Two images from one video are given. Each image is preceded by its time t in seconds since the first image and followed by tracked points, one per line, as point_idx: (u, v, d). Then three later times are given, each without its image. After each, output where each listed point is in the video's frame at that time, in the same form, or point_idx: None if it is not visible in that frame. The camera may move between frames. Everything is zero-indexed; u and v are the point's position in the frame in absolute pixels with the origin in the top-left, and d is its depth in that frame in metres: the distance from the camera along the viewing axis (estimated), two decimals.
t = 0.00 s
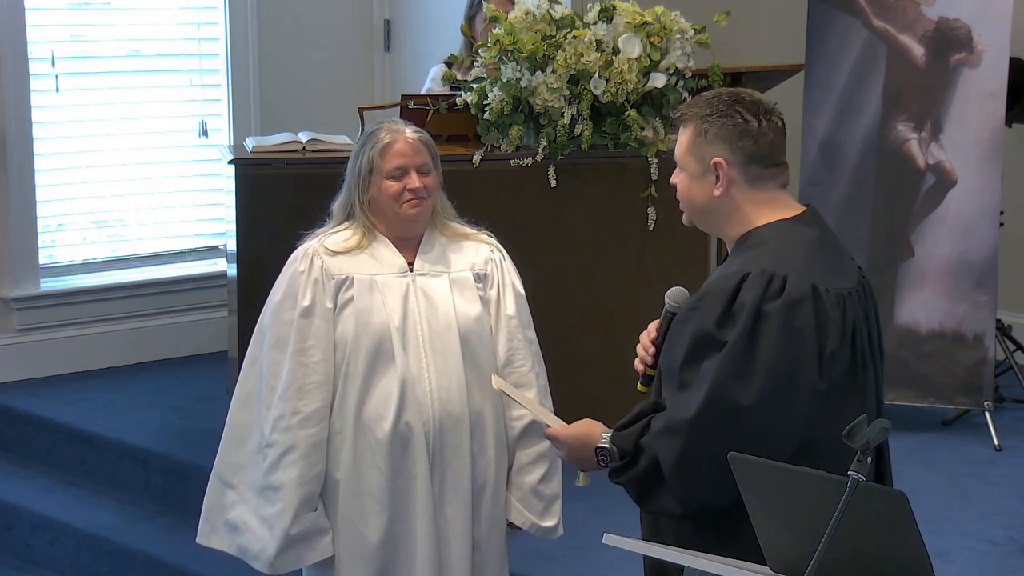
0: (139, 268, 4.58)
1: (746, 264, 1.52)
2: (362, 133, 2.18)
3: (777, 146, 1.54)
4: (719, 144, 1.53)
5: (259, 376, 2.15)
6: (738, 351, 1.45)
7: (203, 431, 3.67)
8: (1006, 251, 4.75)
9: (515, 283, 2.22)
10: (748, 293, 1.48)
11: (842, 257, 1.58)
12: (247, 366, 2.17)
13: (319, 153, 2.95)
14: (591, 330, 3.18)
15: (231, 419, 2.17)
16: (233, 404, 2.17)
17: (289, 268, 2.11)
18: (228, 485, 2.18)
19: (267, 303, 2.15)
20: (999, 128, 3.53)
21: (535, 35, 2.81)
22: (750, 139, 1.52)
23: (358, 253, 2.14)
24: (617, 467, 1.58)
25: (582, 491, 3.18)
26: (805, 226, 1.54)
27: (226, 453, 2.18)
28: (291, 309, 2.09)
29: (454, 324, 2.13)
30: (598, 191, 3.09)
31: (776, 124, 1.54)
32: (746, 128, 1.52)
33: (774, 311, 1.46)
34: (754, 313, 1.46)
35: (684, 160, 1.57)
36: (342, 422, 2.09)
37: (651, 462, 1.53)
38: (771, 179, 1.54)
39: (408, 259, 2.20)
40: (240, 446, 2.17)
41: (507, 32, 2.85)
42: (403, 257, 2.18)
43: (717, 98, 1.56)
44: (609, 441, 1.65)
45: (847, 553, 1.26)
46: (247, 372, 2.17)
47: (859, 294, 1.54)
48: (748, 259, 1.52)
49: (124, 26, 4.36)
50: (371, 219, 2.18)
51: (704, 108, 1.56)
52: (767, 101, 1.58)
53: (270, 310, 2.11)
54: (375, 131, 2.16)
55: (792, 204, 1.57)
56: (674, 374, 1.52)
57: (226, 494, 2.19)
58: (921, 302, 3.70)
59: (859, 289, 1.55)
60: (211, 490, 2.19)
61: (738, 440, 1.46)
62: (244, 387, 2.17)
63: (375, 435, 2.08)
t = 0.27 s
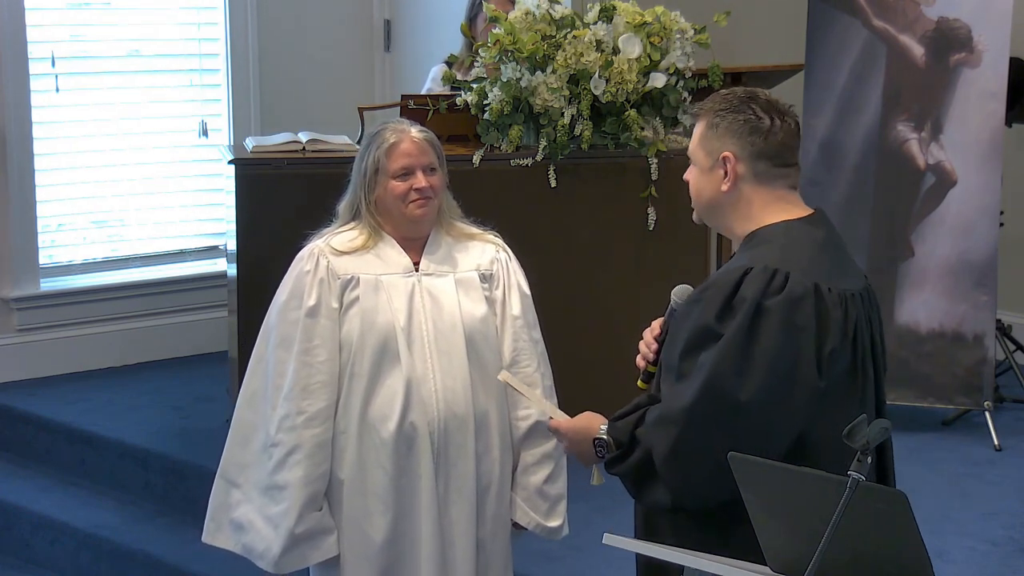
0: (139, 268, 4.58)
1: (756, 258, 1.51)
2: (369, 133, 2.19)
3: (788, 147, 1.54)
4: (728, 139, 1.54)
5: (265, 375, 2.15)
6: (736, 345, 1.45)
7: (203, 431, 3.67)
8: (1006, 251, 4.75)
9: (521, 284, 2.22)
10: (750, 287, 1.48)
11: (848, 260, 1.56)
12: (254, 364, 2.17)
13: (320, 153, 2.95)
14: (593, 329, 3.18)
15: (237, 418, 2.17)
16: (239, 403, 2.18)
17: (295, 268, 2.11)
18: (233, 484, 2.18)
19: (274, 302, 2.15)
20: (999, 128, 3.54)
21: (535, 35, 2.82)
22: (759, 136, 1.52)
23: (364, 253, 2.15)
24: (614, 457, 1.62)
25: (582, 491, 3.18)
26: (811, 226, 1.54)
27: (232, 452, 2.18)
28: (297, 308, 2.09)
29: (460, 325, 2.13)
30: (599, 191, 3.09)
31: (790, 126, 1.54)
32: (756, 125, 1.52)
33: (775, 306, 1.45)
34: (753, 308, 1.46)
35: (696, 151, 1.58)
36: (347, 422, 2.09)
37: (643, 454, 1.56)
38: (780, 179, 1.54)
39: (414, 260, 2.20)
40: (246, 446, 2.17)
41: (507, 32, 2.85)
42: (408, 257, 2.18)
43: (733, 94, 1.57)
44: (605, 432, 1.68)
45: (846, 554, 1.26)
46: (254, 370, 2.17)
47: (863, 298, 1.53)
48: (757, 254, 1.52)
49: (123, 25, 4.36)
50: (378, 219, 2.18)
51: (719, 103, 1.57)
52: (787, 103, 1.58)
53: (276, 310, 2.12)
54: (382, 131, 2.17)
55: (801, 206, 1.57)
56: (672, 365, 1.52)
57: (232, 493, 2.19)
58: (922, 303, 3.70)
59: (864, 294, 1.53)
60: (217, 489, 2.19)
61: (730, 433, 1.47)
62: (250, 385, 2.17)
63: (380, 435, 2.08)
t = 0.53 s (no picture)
0: (139, 267, 4.58)
1: (759, 253, 1.52)
2: (372, 132, 2.19)
3: (795, 146, 1.53)
4: (733, 135, 1.54)
5: (268, 373, 2.15)
6: (720, 338, 1.45)
7: (203, 430, 3.67)
8: (1006, 251, 4.75)
9: (524, 285, 2.22)
10: (737, 279, 1.49)
11: (846, 261, 1.55)
12: (257, 361, 2.17)
13: (320, 153, 2.95)
14: (592, 329, 3.18)
15: (241, 416, 2.18)
16: (242, 400, 2.18)
17: (298, 266, 2.12)
18: (237, 482, 2.18)
19: (276, 301, 2.15)
20: (999, 128, 3.54)
21: (536, 35, 2.82)
22: (764, 134, 1.52)
23: (368, 253, 2.14)
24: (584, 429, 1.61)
25: (582, 491, 3.18)
26: (813, 224, 1.54)
27: (235, 449, 2.18)
28: (299, 306, 2.09)
29: (462, 326, 2.13)
30: (598, 192, 3.09)
31: (799, 125, 1.53)
32: (762, 122, 1.52)
33: (763, 299, 1.47)
34: (739, 300, 1.47)
35: (704, 145, 1.59)
36: (347, 421, 2.09)
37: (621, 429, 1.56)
38: (784, 177, 1.54)
39: (416, 259, 2.20)
40: (248, 444, 2.17)
41: (507, 32, 2.85)
42: (411, 256, 2.18)
43: (743, 90, 1.57)
44: (574, 401, 1.68)
45: (847, 553, 1.27)
46: (257, 368, 2.17)
47: (857, 300, 1.52)
48: (759, 246, 1.53)
49: (123, 25, 4.36)
50: (382, 219, 2.18)
51: (728, 98, 1.57)
52: (799, 102, 1.57)
53: (279, 308, 2.12)
54: (385, 130, 2.17)
55: (806, 206, 1.57)
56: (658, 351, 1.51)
57: (235, 490, 2.19)
58: (922, 303, 3.70)
59: (858, 296, 1.52)
60: (220, 486, 2.20)
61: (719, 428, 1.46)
62: (253, 383, 2.17)
63: (379, 435, 2.08)
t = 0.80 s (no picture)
0: (138, 267, 4.59)
1: (745, 251, 1.52)
2: (368, 132, 2.19)
3: (789, 145, 1.53)
4: (728, 133, 1.55)
5: (261, 374, 2.15)
6: (707, 334, 1.46)
7: (203, 430, 3.67)
8: (1007, 251, 4.75)
9: (517, 286, 2.22)
10: (722, 276, 1.50)
11: (840, 259, 1.55)
12: (249, 362, 2.17)
13: (320, 153, 2.95)
14: (592, 328, 3.18)
15: (233, 416, 2.17)
16: (234, 399, 2.17)
17: (292, 266, 2.12)
18: (228, 481, 2.18)
19: (269, 300, 2.15)
20: (999, 128, 3.54)
21: (536, 35, 2.82)
22: (759, 132, 1.52)
23: (362, 253, 2.14)
24: (583, 440, 1.62)
25: (582, 491, 3.18)
26: (807, 223, 1.53)
27: (227, 449, 2.18)
28: (292, 306, 2.09)
29: (455, 327, 2.13)
30: (597, 191, 3.08)
31: (794, 123, 1.53)
32: (756, 121, 1.53)
33: (747, 294, 1.47)
34: (726, 296, 1.48)
35: (700, 145, 1.60)
36: (340, 421, 2.10)
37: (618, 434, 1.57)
38: (779, 176, 1.55)
39: (410, 260, 2.19)
40: (241, 443, 2.17)
41: (507, 32, 2.85)
42: (405, 257, 2.18)
43: (739, 89, 1.57)
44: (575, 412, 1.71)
45: (846, 553, 1.26)
46: (249, 368, 2.17)
47: (850, 297, 1.52)
48: (751, 244, 1.53)
49: (123, 26, 4.37)
50: (377, 219, 2.18)
51: (724, 97, 1.57)
52: (795, 101, 1.57)
53: (272, 307, 2.12)
54: (380, 130, 2.17)
55: (801, 205, 1.57)
56: (648, 350, 1.53)
57: (227, 490, 2.18)
58: (921, 303, 3.69)
59: (851, 292, 1.53)
60: (212, 485, 2.19)
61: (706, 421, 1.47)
62: (245, 383, 2.17)
63: (372, 435, 2.09)
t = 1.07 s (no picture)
0: (138, 267, 4.59)
1: (741, 251, 1.52)
2: (360, 133, 2.19)
3: (790, 143, 1.54)
4: (731, 131, 1.55)
5: (254, 376, 2.15)
6: (702, 334, 1.47)
7: (202, 430, 3.67)
8: (1008, 251, 4.74)
9: (510, 285, 2.22)
10: (718, 276, 1.50)
11: (836, 256, 1.55)
12: (243, 364, 2.17)
13: (320, 153, 2.95)
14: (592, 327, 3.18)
15: (227, 418, 2.17)
16: (228, 402, 2.17)
17: (285, 267, 2.11)
18: (224, 484, 2.17)
19: (263, 301, 2.15)
20: (999, 128, 3.53)
21: (535, 35, 2.82)
22: (762, 130, 1.53)
23: (355, 253, 2.15)
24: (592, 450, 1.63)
25: (582, 491, 3.17)
26: (798, 221, 1.53)
27: (222, 452, 2.17)
28: (286, 307, 2.09)
29: (450, 326, 2.13)
30: (597, 191, 3.08)
31: (794, 122, 1.55)
32: (759, 119, 1.53)
33: (741, 295, 1.47)
34: (721, 296, 1.48)
35: (698, 144, 1.59)
36: (337, 421, 2.09)
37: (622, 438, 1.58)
38: (780, 174, 1.55)
39: (404, 259, 2.20)
40: (235, 446, 2.17)
41: (507, 32, 2.85)
42: (398, 257, 2.18)
43: (738, 89, 1.57)
44: (587, 424, 1.71)
45: (846, 553, 1.26)
46: (243, 370, 2.16)
47: (846, 295, 1.52)
48: (745, 244, 1.53)
49: (123, 26, 4.37)
50: (369, 219, 2.18)
51: (723, 96, 1.57)
52: (791, 101, 1.59)
53: (265, 309, 2.11)
54: (373, 130, 2.17)
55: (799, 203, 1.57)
56: (647, 352, 1.53)
57: (222, 492, 2.18)
58: (922, 303, 3.69)
59: (847, 290, 1.53)
60: (207, 488, 2.18)
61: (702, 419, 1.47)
62: (238, 385, 2.17)
63: (369, 435, 2.08)
